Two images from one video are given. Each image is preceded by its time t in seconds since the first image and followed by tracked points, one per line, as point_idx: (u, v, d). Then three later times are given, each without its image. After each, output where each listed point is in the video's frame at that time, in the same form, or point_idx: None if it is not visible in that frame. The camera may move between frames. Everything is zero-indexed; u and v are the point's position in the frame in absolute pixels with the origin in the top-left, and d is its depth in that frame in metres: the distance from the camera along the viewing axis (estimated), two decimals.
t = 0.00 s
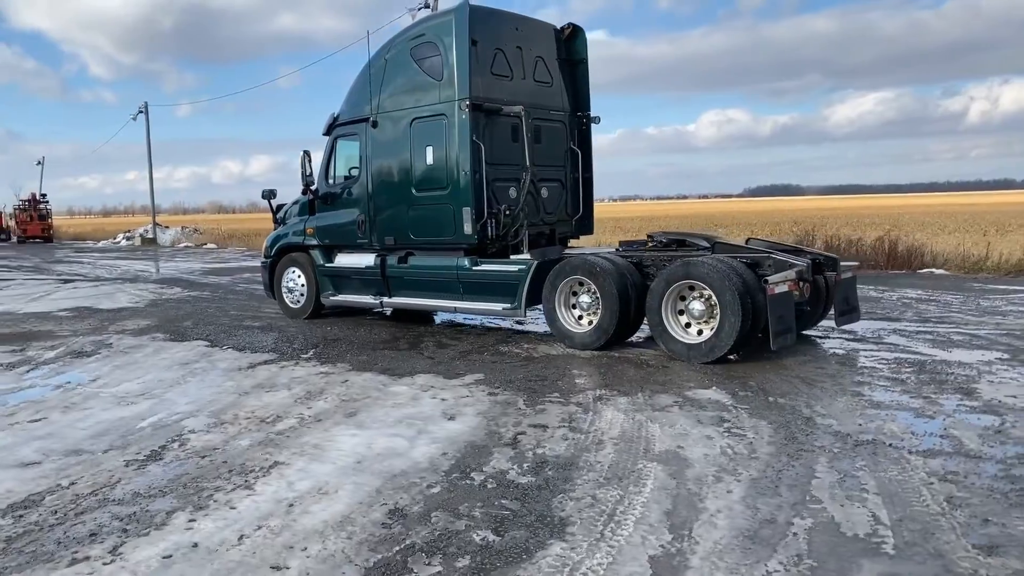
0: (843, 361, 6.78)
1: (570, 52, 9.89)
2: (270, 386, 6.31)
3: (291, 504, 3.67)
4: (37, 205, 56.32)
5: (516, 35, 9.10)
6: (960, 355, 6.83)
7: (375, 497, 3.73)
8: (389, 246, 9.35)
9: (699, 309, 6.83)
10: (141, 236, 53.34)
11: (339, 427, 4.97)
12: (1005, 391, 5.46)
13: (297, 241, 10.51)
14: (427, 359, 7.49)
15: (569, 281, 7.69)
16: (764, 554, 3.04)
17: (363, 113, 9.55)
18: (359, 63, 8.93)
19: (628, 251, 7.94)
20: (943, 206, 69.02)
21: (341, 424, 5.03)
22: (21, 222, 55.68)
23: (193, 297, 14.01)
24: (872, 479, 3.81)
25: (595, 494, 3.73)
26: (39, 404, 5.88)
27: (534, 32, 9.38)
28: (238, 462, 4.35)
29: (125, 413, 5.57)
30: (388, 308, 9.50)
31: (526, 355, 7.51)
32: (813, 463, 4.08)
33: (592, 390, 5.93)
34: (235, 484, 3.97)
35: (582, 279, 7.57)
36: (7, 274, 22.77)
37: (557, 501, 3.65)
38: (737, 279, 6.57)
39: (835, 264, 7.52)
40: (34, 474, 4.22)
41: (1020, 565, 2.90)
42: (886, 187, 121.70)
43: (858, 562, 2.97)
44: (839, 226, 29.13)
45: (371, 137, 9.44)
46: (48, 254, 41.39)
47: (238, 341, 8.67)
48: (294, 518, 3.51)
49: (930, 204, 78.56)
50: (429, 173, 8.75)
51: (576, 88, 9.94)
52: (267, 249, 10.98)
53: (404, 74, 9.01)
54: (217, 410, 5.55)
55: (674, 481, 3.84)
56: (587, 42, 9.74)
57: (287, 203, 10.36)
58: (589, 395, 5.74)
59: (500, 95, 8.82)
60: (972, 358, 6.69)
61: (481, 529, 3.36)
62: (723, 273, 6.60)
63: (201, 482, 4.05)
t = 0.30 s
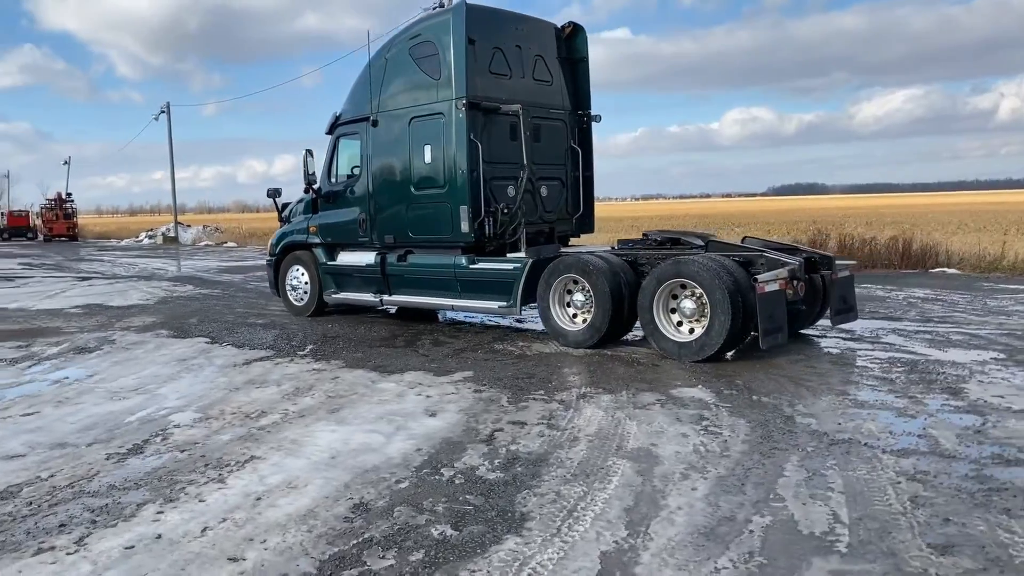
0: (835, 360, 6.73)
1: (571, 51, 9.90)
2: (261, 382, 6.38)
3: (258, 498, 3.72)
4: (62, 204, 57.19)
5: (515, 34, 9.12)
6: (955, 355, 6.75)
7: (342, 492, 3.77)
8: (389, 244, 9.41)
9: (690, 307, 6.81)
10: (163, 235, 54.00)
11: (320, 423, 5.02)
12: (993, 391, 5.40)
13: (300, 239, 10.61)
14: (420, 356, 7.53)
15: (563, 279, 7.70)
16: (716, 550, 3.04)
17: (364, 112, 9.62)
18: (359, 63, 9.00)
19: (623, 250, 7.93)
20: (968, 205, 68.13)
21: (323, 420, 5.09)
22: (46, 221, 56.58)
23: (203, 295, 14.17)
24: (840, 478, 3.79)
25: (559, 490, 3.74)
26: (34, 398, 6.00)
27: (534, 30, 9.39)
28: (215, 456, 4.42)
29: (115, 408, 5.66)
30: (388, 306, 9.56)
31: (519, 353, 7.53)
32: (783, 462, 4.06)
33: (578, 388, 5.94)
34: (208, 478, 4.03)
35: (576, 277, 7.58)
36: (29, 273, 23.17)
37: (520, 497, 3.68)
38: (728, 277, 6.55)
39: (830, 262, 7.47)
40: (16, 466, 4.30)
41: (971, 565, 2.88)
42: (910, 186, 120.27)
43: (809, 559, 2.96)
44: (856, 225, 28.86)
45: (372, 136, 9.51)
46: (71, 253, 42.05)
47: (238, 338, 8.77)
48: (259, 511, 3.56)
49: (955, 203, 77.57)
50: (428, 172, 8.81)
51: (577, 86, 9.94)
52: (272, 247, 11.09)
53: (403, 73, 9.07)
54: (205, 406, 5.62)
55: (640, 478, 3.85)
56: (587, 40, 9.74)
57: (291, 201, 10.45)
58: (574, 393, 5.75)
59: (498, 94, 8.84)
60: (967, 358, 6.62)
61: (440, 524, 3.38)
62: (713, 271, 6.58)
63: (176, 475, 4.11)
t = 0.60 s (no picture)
0: (830, 363, 6.72)
1: (574, 53, 9.93)
2: (257, 382, 6.48)
3: (237, 497, 3.80)
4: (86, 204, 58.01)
5: (516, 36, 9.17)
6: (951, 359, 6.71)
7: (319, 493, 3.84)
8: (392, 246, 9.49)
9: (684, 309, 6.82)
10: (184, 234, 54.62)
11: (308, 424, 5.10)
12: (983, 396, 5.37)
13: (306, 241, 10.72)
14: (418, 357, 7.60)
15: (560, 281, 7.73)
16: (676, 554, 3.07)
17: (367, 115, 9.70)
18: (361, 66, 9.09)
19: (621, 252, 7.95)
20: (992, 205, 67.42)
21: (311, 421, 5.16)
22: (70, 221, 57.43)
23: (214, 295, 14.34)
24: (812, 483, 3.80)
25: (532, 492, 3.78)
26: (36, 398, 6.14)
27: (535, 33, 9.43)
28: (201, 456, 4.50)
29: (112, 408, 5.77)
30: (390, 307, 9.64)
31: (516, 354, 7.57)
32: (759, 466, 4.08)
33: (568, 390, 5.97)
34: (191, 478, 4.11)
35: (572, 280, 7.61)
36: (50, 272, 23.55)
37: (493, 499, 3.72)
38: (721, 280, 6.55)
39: (828, 265, 7.44)
40: (7, 464, 4.41)
41: (929, 571, 2.89)
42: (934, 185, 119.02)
43: (768, 564, 2.97)
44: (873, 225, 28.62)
45: (375, 138, 9.59)
46: (95, 252, 42.66)
47: (242, 339, 8.89)
48: (235, 510, 3.63)
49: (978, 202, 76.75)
50: (429, 174, 8.88)
51: (579, 88, 9.97)
52: (279, 248, 11.21)
53: (405, 76, 9.14)
54: (199, 406, 5.72)
55: (613, 481, 3.89)
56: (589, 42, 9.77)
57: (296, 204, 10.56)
58: (563, 395, 5.78)
59: (499, 97, 8.89)
60: (963, 362, 6.58)
61: (410, 525, 3.44)
62: (706, 274, 6.58)
63: (160, 475, 4.20)
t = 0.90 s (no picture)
0: (817, 362, 6.73)
1: (572, 53, 9.99)
2: (250, 377, 6.62)
3: (209, 487, 3.92)
4: (109, 203, 58.86)
5: (513, 37, 9.25)
6: (939, 358, 6.70)
7: (289, 483, 3.96)
8: (391, 245, 9.61)
9: (672, 308, 6.87)
10: (205, 234, 55.26)
11: (291, 417, 5.22)
12: (961, 394, 5.38)
13: (309, 239, 10.88)
14: (411, 354, 7.71)
15: (552, 280, 7.80)
16: (622, 544, 3.14)
17: (367, 115, 9.83)
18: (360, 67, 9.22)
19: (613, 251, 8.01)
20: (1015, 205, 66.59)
21: (295, 414, 5.29)
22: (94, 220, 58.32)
23: (223, 293, 14.57)
24: (770, 477, 3.85)
25: (494, 483, 3.88)
26: (35, 391, 6.33)
27: (533, 33, 9.50)
28: (183, 448, 4.64)
29: (106, 401, 5.93)
30: (389, 304, 9.77)
31: (508, 352, 7.66)
32: (722, 461, 4.14)
33: (551, 386, 6.05)
34: (170, 468, 4.24)
35: (563, 278, 7.68)
36: (70, 270, 23.98)
37: (455, 490, 3.81)
38: (706, 278, 6.60)
39: (817, 263, 7.44)
40: None
41: (865, 562, 2.94)
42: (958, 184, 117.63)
43: (709, 554, 3.04)
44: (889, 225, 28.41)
45: (375, 138, 9.72)
46: (117, 251, 43.31)
47: (243, 335, 9.05)
48: (206, 499, 3.76)
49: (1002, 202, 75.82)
50: (426, 173, 8.99)
51: (578, 88, 10.03)
52: (283, 246, 11.38)
53: (404, 77, 9.26)
54: (189, 400, 5.87)
55: (575, 474, 3.96)
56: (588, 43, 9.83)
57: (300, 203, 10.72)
58: (545, 391, 5.86)
59: (495, 97, 8.98)
60: (950, 361, 6.57)
61: (370, 514, 3.54)
62: (692, 272, 6.63)
63: (141, 465, 4.34)
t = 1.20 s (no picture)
0: (807, 364, 6.73)
1: (575, 56, 10.04)
2: (245, 376, 6.76)
3: (185, 484, 4.04)
4: (137, 203, 59.77)
5: (514, 40, 9.31)
6: (931, 361, 6.67)
7: (262, 480, 4.06)
8: (394, 246, 9.73)
9: (662, 309, 6.91)
10: (229, 233, 55.96)
11: (277, 416, 5.33)
12: (944, 398, 5.36)
13: (316, 241, 11.03)
14: (407, 355, 7.81)
15: (547, 281, 7.87)
16: (572, 543, 3.21)
17: (371, 118, 9.96)
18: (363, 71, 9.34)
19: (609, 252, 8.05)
20: None
21: (282, 413, 5.41)
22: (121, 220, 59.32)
23: (237, 293, 14.80)
24: (733, 479, 3.89)
25: (460, 483, 3.95)
26: (38, 390, 6.51)
27: (535, 36, 9.57)
28: (168, 445, 4.77)
29: (103, 399, 6.09)
30: (392, 305, 9.89)
31: (503, 352, 7.73)
32: (689, 463, 4.18)
33: (538, 387, 6.12)
34: (152, 465, 4.37)
35: (558, 280, 7.75)
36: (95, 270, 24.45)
37: (421, 489, 3.89)
38: (695, 280, 6.63)
39: (811, 266, 7.39)
40: None
41: (808, 564, 2.98)
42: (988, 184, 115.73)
43: (656, 554, 3.10)
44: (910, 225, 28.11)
45: (378, 141, 9.84)
46: (144, 250, 43.93)
47: (247, 335, 9.21)
48: (180, 495, 3.87)
49: None
50: (427, 176, 9.10)
51: (580, 90, 10.07)
52: (292, 247, 11.54)
53: (406, 80, 9.37)
54: (184, 398, 6.01)
55: (542, 474, 4.03)
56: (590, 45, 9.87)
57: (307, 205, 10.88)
58: (531, 392, 5.93)
59: (495, 100, 9.06)
60: (941, 364, 6.54)
61: (335, 511, 3.63)
62: (681, 274, 6.66)
63: (125, 461, 4.47)
